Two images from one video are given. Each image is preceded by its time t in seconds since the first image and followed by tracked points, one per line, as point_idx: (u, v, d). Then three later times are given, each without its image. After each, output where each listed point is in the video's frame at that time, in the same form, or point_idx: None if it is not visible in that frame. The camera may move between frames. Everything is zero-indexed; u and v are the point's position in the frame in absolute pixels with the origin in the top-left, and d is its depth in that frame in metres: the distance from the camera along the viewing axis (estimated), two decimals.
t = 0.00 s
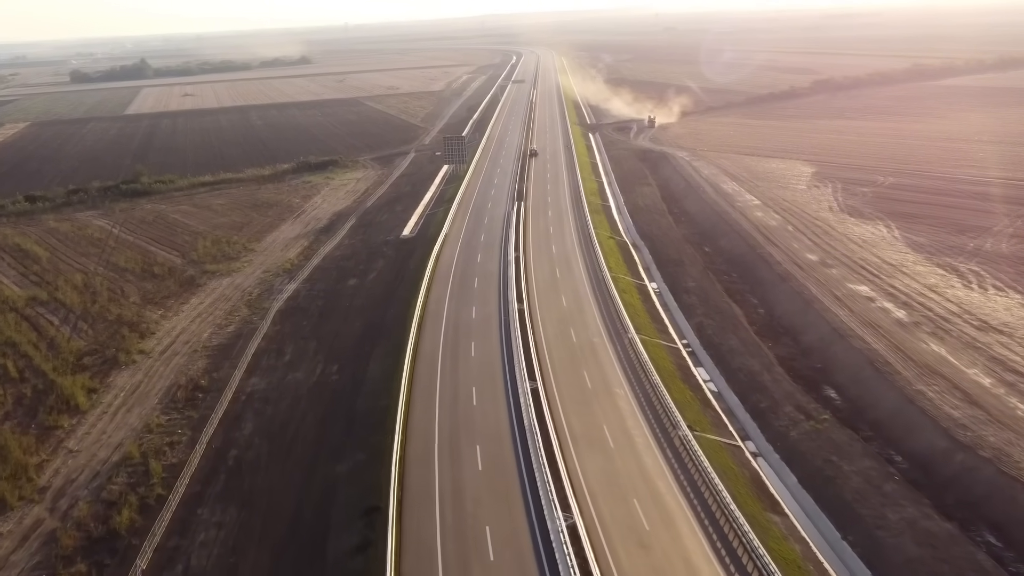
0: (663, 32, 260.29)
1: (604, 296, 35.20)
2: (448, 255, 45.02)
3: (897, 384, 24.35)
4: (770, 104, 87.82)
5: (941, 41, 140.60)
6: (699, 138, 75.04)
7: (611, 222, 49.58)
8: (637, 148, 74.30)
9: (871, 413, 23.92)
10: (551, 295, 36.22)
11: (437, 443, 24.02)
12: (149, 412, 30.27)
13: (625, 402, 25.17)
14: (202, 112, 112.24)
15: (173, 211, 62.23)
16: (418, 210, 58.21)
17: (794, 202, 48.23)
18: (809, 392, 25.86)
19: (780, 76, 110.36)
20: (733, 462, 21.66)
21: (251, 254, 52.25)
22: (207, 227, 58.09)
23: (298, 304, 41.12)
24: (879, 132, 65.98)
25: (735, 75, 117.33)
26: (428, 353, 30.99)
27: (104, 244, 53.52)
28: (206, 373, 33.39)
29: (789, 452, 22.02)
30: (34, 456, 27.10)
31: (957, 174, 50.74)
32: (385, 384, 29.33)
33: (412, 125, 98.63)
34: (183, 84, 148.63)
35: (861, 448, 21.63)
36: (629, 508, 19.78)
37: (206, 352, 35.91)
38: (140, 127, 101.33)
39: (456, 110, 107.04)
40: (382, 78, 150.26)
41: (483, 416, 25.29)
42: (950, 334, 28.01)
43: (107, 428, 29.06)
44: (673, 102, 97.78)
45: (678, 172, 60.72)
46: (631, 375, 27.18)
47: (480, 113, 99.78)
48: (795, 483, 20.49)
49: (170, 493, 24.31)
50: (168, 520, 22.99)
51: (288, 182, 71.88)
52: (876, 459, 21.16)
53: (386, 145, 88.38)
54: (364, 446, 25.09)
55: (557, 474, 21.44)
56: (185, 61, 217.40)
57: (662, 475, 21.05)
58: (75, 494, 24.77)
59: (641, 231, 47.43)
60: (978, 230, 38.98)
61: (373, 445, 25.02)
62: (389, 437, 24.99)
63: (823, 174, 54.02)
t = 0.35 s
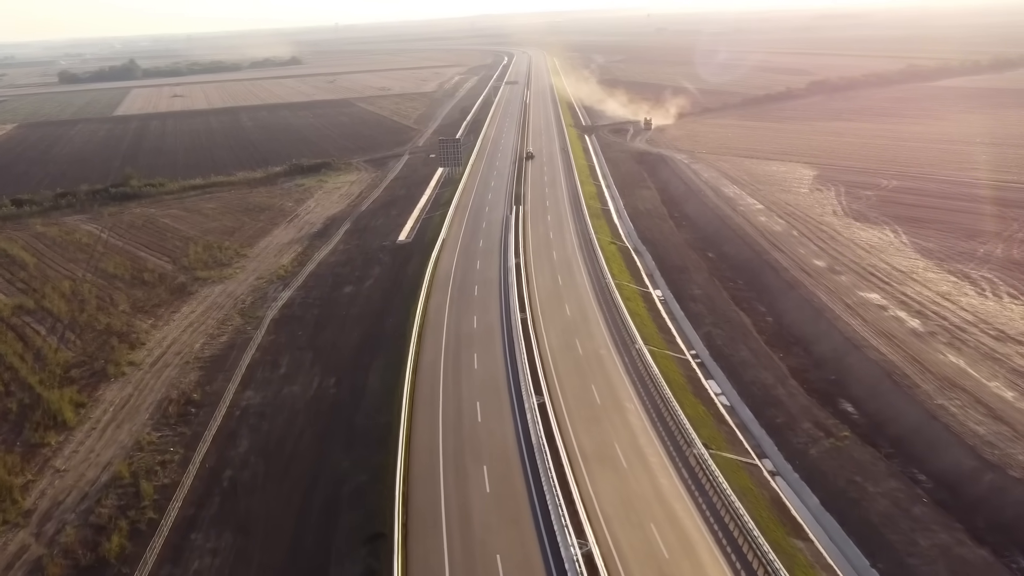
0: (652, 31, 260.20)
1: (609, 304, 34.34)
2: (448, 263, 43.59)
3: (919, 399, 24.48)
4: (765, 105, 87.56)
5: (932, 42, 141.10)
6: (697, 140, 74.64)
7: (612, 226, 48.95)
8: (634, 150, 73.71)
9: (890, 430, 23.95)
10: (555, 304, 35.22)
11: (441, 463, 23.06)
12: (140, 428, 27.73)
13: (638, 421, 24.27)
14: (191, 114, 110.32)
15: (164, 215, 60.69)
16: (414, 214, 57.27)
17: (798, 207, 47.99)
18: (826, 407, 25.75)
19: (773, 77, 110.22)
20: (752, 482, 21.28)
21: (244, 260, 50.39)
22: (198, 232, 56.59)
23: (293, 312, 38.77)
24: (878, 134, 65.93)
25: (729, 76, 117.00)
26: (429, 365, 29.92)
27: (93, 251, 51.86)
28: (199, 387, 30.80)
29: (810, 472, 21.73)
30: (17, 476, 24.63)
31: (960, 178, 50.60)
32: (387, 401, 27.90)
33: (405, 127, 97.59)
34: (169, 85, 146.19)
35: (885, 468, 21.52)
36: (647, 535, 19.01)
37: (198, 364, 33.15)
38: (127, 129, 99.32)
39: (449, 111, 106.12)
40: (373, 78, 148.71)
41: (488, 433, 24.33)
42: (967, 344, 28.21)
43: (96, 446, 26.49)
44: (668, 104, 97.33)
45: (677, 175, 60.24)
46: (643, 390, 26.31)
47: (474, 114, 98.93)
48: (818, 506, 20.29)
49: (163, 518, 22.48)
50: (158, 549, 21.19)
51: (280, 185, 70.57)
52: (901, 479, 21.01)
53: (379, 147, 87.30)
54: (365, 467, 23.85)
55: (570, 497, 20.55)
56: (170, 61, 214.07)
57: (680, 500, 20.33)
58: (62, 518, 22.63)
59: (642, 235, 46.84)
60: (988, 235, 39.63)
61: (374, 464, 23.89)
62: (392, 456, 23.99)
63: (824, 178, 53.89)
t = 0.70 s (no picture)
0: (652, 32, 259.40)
1: (620, 314, 33.43)
2: (452, 269, 42.87)
3: (947, 416, 23.98)
4: (770, 106, 86.78)
5: (935, 42, 140.29)
6: (702, 142, 73.85)
7: (620, 230, 48.10)
8: (639, 152, 72.87)
9: (918, 448, 23.41)
10: (565, 312, 34.30)
11: (453, 484, 22.20)
12: (136, 444, 26.79)
13: (656, 440, 23.41)
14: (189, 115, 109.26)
15: (163, 219, 59.67)
16: (417, 218, 56.40)
17: (809, 210, 47.25)
18: (850, 423, 25.14)
19: (776, 78, 109.45)
20: (779, 506, 20.49)
21: (244, 265, 49.42)
22: (197, 236, 55.57)
23: (295, 321, 37.69)
24: (886, 136, 65.22)
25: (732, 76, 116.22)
26: (437, 378, 29.02)
27: (90, 256, 50.84)
28: (198, 400, 29.85)
29: (839, 495, 21.07)
30: (8, 496, 23.67)
31: (974, 181, 49.79)
32: (394, 417, 26.87)
33: (406, 128, 96.67)
34: (167, 85, 145.08)
35: (917, 491, 20.95)
36: (671, 565, 18.23)
37: (197, 375, 32.24)
38: (125, 130, 98.23)
39: (450, 112, 105.21)
40: (372, 79, 147.66)
41: (501, 452, 23.48)
42: (993, 357, 27.80)
43: (91, 464, 25.56)
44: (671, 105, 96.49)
45: (683, 177, 59.46)
46: (660, 406, 25.41)
47: (476, 116, 98.13)
48: (849, 531, 19.65)
49: (161, 542, 21.54)
50: None
51: (280, 188, 69.60)
52: (935, 503, 20.45)
53: (380, 149, 86.40)
54: (372, 488, 22.91)
55: (589, 523, 19.71)
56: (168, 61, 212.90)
57: (704, 526, 19.55)
58: (55, 542, 21.69)
59: (651, 240, 46.07)
60: (1006, 241, 39.13)
61: (382, 484, 23.01)
62: (401, 477, 23.13)
63: (835, 181, 53.17)
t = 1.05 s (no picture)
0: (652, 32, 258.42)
1: (633, 324, 32.34)
2: (457, 275, 41.89)
3: (978, 435, 22.96)
4: (776, 108, 85.72)
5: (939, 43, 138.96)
6: (708, 144, 72.86)
7: (628, 236, 47.06)
8: (644, 154, 71.83)
9: (949, 468, 22.39)
10: (575, 323, 33.23)
11: (463, 509, 21.12)
12: (131, 462, 25.78)
13: (676, 462, 22.33)
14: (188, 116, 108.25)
15: (160, 223, 58.56)
16: (420, 222, 55.34)
17: (821, 215, 46.22)
18: (874, 440, 24.13)
19: (781, 79, 108.36)
20: (806, 533, 19.48)
21: (244, 272, 48.30)
22: (195, 241, 54.46)
23: (295, 330, 36.64)
24: (896, 138, 64.16)
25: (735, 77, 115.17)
26: (444, 393, 27.96)
27: (86, 261, 49.70)
28: (195, 415, 28.79)
29: (869, 521, 20.09)
30: None
31: (988, 185, 48.76)
32: (400, 434, 25.80)
33: (407, 130, 95.61)
34: (167, 86, 144.42)
35: (951, 516, 19.99)
36: None
37: (195, 388, 31.22)
38: (123, 131, 97.18)
39: (451, 113, 104.10)
40: (373, 79, 146.59)
41: (513, 475, 22.41)
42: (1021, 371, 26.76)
43: (83, 483, 24.52)
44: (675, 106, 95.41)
45: (690, 180, 58.44)
46: (678, 424, 24.32)
47: (478, 117, 97.09)
48: (881, 559, 18.68)
49: (156, 570, 20.50)
50: None
51: (280, 191, 68.51)
52: (971, 530, 19.51)
53: (381, 150, 85.31)
54: (377, 511, 21.86)
55: (609, 553, 18.62)
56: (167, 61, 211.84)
57: (730, 557, 18.49)
58: (44, 570, 20.65)
59: (659, 245, 45.04)
60: None
61: (389, 508, 21.95)
62: (408, 500, 22.05)
63: (845, 184, 52.14)
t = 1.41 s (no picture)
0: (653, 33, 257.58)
1: (644, 335, 31.23)
2: (461, 283, 40.81)
3: (1010, 456, 21.91)
4: (780, 110, 84.68)
5: (943, 44, 138.01)
6: (713, 146, 71.86)
7: (635, 241, 46.01)
8: (648, 157, 70.78)
9: (981, 490, 21.33)
10: (584, 333, 32.12)
11: (472, 537, 19.99)
12: (122, 482, 24.71)
13: (696, 485, 21.23)
14: (186, 117, 107.11)
15: (157, 227, 57.40)
16: (422, 226, 54.23)
17: (832, 220, 45.18)
18: (900, 459, 23.07)
19: (785, 80, 107.26)
20: (835, 563, 18.42)
21: (242, 279, 47.13)
22: (192, 246, 53.29)
23: (294, 341, 35.55)
24: (904, 141, 63.16)
25: (739, 78, 114.11)
26: (449, 409, 26.88)
27: (80, 267, 48.53)
28: (190, 432, 27.70)
29: (901, 548, 19.06)
30: None
31: (1001, 189, 47.73)
32: (404, 454, 24.71)
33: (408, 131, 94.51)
34: (166, 86, 143.63)
35: (987, 544, 18.98)
36: None
37: (190, 401, 30.14)
38: (120, 132, 95.99)
39: (452, 115, 103.03)
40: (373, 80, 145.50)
41: (524, 499, 21.29)
42: None
43: (72, 506, 23.42)
44: (679, 108, 94.40)
45: (697, 184, 57.42)
46: (696, 444, 23.20)
47: (479, 118, 96.01)
48: None
49: None
50: None
51: (279, 194, 67.40)
52: (1009, 559, 18.52)
53: (381, 152, 84.17)
54: (381, 538, 20.77)
55: None
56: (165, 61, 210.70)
57: None
58: None
59: (667, 251, 43.99)
60: None
61: (393, 534, 20.84)
62: (414, 526, 20.94)
63: (855, 188, 51.11)
